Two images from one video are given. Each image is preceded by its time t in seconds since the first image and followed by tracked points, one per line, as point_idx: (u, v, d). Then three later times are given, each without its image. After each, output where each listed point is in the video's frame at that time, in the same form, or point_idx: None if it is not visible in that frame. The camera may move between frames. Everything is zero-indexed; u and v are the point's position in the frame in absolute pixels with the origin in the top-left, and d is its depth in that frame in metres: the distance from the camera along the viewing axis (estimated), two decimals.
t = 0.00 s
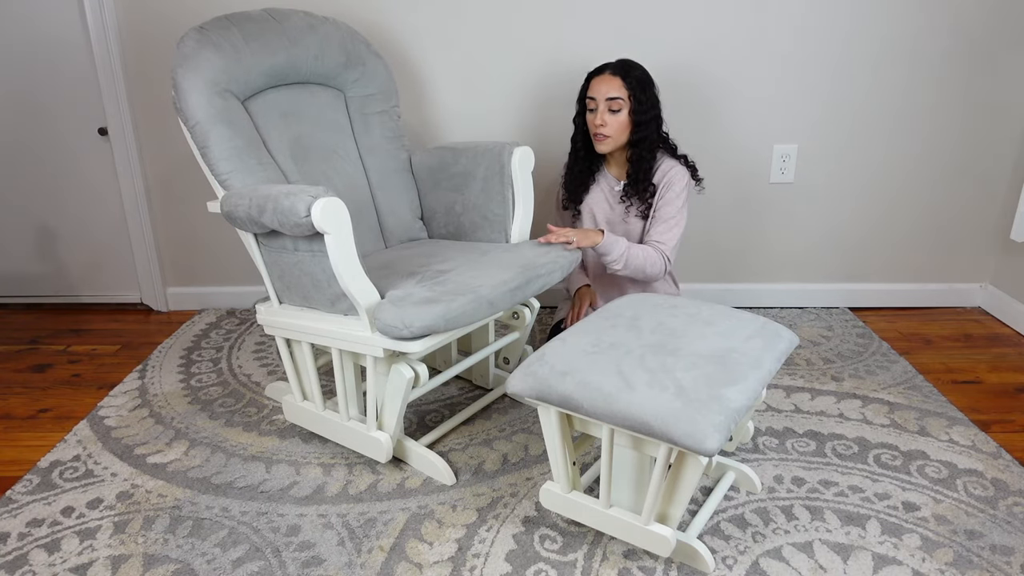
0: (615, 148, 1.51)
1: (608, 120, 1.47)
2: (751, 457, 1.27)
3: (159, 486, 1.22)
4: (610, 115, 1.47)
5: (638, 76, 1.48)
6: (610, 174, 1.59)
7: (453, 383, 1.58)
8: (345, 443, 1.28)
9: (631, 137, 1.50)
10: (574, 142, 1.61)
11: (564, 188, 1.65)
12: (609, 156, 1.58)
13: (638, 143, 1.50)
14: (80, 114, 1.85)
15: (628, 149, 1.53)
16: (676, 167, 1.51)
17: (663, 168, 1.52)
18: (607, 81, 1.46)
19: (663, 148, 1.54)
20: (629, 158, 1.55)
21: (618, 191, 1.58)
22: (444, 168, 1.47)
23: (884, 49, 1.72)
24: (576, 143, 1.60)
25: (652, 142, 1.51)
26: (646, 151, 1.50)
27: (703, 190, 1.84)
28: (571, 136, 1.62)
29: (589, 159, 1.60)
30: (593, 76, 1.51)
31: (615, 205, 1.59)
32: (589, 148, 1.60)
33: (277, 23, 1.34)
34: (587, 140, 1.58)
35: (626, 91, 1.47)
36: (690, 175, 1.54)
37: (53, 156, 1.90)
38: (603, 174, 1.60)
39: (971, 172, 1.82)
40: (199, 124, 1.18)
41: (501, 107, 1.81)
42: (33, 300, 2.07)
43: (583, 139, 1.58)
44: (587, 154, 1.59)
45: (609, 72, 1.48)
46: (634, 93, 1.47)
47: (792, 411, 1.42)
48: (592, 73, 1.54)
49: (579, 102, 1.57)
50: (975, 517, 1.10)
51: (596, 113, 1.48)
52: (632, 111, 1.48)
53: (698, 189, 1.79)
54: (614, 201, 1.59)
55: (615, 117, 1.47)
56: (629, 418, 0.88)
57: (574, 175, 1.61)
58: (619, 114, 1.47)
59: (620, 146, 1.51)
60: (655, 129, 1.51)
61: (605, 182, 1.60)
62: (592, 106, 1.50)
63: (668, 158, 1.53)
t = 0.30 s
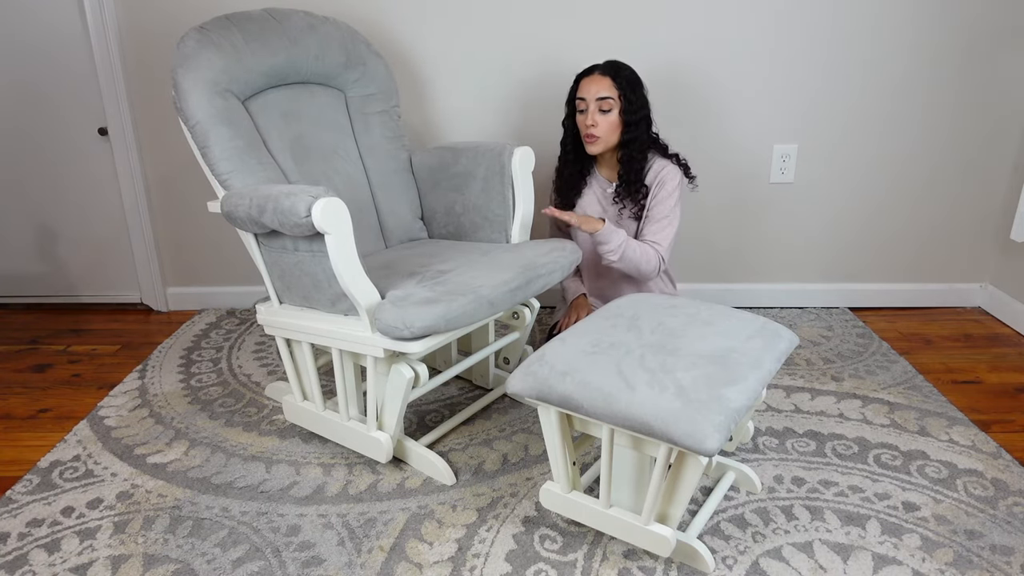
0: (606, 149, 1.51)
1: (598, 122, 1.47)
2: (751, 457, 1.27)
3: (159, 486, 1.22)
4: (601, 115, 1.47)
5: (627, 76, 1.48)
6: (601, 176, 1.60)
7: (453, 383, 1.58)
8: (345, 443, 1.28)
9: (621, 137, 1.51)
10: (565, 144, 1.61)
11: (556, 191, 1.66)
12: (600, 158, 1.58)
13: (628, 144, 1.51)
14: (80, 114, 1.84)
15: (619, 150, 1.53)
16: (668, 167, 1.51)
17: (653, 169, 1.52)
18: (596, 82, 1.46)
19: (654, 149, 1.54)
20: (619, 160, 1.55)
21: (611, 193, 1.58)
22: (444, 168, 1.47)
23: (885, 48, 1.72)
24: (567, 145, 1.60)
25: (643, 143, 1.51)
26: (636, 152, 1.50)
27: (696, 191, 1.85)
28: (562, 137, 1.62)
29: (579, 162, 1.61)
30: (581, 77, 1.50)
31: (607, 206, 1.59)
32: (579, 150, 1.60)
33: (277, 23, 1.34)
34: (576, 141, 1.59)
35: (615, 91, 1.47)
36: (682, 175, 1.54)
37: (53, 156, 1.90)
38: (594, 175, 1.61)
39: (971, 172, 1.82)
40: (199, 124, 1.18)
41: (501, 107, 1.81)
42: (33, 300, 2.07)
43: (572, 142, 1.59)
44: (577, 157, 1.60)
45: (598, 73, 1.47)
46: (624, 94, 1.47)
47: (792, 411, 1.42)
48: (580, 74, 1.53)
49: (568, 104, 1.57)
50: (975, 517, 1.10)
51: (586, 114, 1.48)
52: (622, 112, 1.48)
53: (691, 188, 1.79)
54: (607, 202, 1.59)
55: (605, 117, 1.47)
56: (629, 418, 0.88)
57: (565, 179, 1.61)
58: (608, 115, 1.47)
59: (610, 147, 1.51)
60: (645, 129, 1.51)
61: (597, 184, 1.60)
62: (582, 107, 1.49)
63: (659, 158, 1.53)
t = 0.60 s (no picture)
0: (605, 148, 1.51)
1: (597, 121, 1.47)
2: (751, 457, 1.27)
3: (159, 486, 1.22)
4: (600, 114, 1.47)
5: (625, 75, 1.48)
6: (599, 175, 1.59)
7: (453, 383, 1.58)
8: (345, 443, 1.28)
9: (620, 136, 1.51)
10: (563, 143, 1.61)
11: (553, 191, 1.66)
12: (599, 158, 1.58)
13: (627, 143, 1.50)
14: (80, 114, 1.84)
15: (617, 149, 1.53)
16: (666, 166, 1.51)
17: (651, 168, 1.52)
18: (595, 81, 1.46)
19: (652, 148, 1.54)
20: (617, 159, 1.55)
21: (608, 193, 1.58)
22: (444, 168, 1.47)
23: (884, 49, 1.72)
24: (565, 145, 1.60)
25: (641, 141, 1.51)
26: (635, 151, 1.51)
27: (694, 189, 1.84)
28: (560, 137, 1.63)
29: (577, 161, 1.61)
30: (580, 76, 1.50)
31: (605, 205, 1.59)
32: (577, 149, 1.60)
33: (278, 23, 1.34)
34: (574, 141, 1.58)
35: (614, 90, 1.47)
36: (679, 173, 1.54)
37: (53, 156, 1.90)
38: (592, 175, 1.60)
39: (970, 172, 1.83)
40: (199, 124, 1.18)
41: (501, 107, 1.81)
42: (33, 300, 2.07)
43: (570, 141, 1.59)
44: (575, 156, 1.60)
45: (597, 72, 1.48)
46: (622, 93, 1.47)
47: (792, 411, 1.42)
48: (579, 74, 1.53)
49: (566, 103, 1.57)
50: (975, 517, 1.10)
51: (585, 114, 1.49)
52: (621, 111, 1.48)
53: (689, 184, 1.79)
54: (604, 202, 1.59)
55: (604, 116, 1.47)
56: (629, 418, 0.88)
57: (563, 178, 1.62)
58: (608, 114, 1.47)
59: (609, 146, 1.51)
60: (644, 128, 1.51)
61: (595, 183, 1.60)
62: (581, 106, 1.50)
63: (657, 157, 1.53)
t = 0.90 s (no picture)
0: (609, 148, 1.52)
1: (601, 121, 1.47)
2: (751, 457, 1.27)
3: (159, 486, 1.22)
4: (604, 114, 1.47)
5: (628, 75, 1.48)
6: (602, 175, 1.59)
7: (453, 383, 1.58)
8: (345, 443, 1.28)
9: (623, 135, 1.51)
10: (565, 144, 1.61)
11: (556, 191, 1.65)
12: (602, 157, 1.58)
13: (631, 142, 1.50)
14: (80, 114, 1.84)
15: (621, 148, 1.53)
16: (669, 165, 1.51)
17: (654, 167, 1.52)
18: (598, 81, 1.46)
19: (654, 146, 1.54)
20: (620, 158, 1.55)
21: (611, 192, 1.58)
22: (444, 168, 1.47)
23: (884, 49, 1.72)
24: (568, 144, 1.60)
25: (645, 140, 1.51)
26: (638, 150, 1.51)
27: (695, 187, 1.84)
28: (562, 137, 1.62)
29: (580, 160, 1.60)
30: (582, 76, 1.50)
31: (608, 205, 1.59)
32: (580, 149, 1.60)
33: (278, 23, 1.34)
34: (577, 140, 1.58)
35: (618, 90, 1.47)
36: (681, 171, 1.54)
37: (53, 155, 1.90)
38: (595, 174, 1.60)
39: (970, 172, 1.83)
40: (199, 124, 1.18)
41: (501, 106, 1.81)
42: (33, 300, 2.07)
43: (573, 141, 1.59)
44: (578, 156, 1.60)
45: (599, 72, 1.48)
46: (626, 92, 1.47)
47: (792, 411, 1.42)
48: (581, 74, 1.54)
49: (569, 104, 1.57)
50: (975, 517, 1.10)
51: (588, 114, 1.49)
52: (624, 110, 1.48)
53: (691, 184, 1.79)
54: (607, 201, 1.59)
55: (609, 116, 1.47)
56: (629, 418, 0.88)
57: (566, 178, 1.61)
58: (611, 114, 1.47)
59: (613, 145, 1.51)
60: (646, 127, 1.51)
61: (598, 182, 1.60)
62: (584, 107, 1.49)
63: (660, 156, 1.53)
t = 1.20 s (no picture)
0: (615, 145, 1.52)
1: (609, 118, 1.47)
2: (751, 457, 1.27)
3: (159, 486, 1.22)
4: (611, 111, 1.47)
5: (636, 73, 1.49)
6: (608, 173, 1.60)
7: (453, 383, 1.58)
8: (345, 443, 1.28)
9: (630, 133, 1.51)
10: (572, 140, 1.61)
11: (560, 188, 1.65)
12: (607, 155, 1.58)
13: (637, 140, 1.51)
14: (80, 114, 1.85)
15: (627, 146, 1.53)
16: (674, 164, 1.51)
17: (659, 165, 1.52)
18: (606, 78, 1.47)
19: (660, 145, 1.54)
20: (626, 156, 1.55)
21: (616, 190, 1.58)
22: (445, 168, 1.47)
23: (884, 49, 1.72)
24: (574, 141, 1.59)
25: (651, 139, 1.51)
26: (644, 148, 1.51)
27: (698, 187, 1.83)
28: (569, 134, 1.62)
29: (587, 158, 1.60)
30: (591, 73, 1.51)
31: (613, 203, 1.59)
32: (586, 147, 1.60)
33: (279, 22, 1.34)
34: (584, 137, 1.58)
35: (625, 87, 1.48)
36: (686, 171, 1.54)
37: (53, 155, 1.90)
38: (600, 172, 1.61)
39: (970, 172, 1.83)
40: (200, 124, 1.18)
41: (501, 106, 1.81)
42: (33, 300, 2.07)
43: (580, 138, 1.59)
44: (584, 153, 1.60)
45: (608, 70, 1.48)
46: (633, 90, 1.48)
47: (792, 411, 1.42)
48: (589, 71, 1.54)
49: (576, 100, 1.57)
50: (975, 517, 1.10)
51: (596, 110, 1.49)
52: (632, 108, 1.49)
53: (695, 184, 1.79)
54: (611, 199, 1.59)
55: (616, 113, 1.48)
56: (630, 418, 0.88)
57: (571, 175, 1.61)
58: (619, 111, 1.48)
59: (620, 143, 1.51)
60: (653, 126, 1.52)
61: (603, 180, 1.60)
62: (592, 104, 1.50)
63: (665, 155, 1.53)
